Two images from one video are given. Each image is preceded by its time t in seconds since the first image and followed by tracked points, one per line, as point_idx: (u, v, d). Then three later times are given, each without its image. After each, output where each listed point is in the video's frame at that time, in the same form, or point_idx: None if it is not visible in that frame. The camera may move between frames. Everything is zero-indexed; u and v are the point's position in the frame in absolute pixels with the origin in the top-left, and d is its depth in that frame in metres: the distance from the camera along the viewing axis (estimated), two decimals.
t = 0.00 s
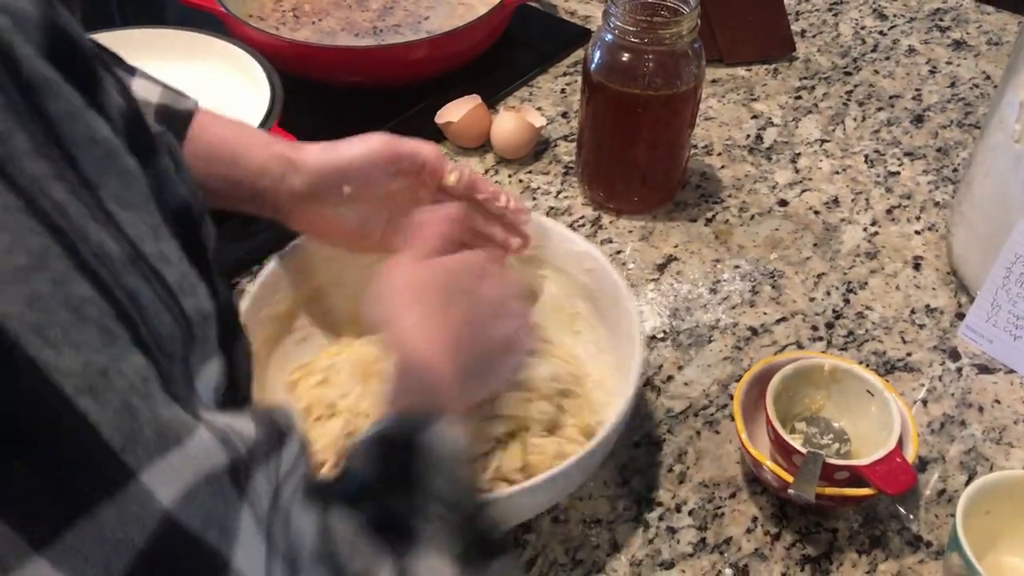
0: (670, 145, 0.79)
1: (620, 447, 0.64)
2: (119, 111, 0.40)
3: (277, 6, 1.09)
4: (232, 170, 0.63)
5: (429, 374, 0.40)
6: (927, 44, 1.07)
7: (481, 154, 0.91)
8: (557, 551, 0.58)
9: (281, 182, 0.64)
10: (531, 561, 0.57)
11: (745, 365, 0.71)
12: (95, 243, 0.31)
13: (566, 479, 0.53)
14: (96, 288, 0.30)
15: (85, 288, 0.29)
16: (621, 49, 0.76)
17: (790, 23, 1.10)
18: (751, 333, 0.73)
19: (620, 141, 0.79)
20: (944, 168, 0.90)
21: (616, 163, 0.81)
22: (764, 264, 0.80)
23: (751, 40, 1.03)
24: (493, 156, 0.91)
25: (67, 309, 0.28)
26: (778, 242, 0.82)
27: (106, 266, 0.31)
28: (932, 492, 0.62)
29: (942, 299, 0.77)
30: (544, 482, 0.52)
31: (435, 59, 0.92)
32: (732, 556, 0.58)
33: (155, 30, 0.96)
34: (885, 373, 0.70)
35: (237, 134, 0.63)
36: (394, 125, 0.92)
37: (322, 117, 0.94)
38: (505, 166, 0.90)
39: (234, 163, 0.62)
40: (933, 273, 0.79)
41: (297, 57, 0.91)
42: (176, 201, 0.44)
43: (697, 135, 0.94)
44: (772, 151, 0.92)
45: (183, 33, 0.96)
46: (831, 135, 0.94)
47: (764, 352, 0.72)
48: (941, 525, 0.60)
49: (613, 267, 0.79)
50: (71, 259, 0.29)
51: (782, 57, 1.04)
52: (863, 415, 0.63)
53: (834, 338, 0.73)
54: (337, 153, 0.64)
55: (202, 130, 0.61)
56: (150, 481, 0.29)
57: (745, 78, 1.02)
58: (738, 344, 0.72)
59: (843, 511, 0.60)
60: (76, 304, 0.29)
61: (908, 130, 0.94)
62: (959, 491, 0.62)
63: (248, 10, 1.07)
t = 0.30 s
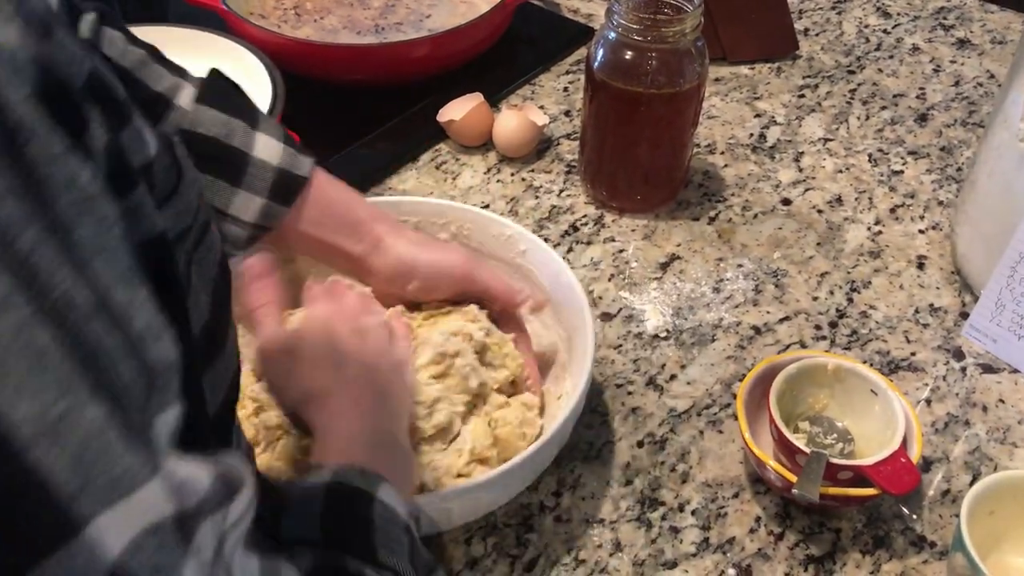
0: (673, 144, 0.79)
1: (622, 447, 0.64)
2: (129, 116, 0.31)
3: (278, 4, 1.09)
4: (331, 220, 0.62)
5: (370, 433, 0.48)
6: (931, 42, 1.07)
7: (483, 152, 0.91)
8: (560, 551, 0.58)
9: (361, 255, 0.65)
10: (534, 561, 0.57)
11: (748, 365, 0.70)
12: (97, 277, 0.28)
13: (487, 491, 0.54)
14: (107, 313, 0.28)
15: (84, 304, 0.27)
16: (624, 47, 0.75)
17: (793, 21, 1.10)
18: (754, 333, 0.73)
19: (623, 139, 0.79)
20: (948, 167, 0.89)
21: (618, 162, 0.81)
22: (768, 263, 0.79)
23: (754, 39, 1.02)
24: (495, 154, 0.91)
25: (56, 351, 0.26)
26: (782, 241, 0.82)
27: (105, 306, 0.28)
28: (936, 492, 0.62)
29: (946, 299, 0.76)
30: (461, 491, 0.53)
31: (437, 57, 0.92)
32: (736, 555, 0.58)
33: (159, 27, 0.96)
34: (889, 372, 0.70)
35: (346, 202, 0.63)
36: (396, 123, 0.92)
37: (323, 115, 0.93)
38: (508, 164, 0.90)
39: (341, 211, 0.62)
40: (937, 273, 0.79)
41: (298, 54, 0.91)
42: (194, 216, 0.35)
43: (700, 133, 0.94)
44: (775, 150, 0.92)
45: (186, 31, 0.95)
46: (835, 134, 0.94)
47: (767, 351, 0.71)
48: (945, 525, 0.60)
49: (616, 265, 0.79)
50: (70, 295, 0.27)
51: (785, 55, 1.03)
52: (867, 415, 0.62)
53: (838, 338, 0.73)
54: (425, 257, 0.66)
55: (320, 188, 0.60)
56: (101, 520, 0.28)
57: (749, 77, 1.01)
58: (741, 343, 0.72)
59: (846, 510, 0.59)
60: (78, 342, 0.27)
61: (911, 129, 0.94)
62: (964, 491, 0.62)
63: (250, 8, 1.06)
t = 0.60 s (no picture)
0: (673, 140, 0.79)
1: (622, 444, 0.64)
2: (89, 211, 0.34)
3: None
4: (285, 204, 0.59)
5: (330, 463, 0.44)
6: (933, 39, 1.07)
7: (483, 148, 0.91)
8: (559, 548, 0.57)
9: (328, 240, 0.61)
10: (533, 558, 0.57)
11: (749, 362, 0.70)
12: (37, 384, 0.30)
13: (483, 488, 0.53)
14: (40, 440, 0.29)
15: (19, 427, 0.28)
16: (625, 43, 0.75)
17: (795, 18, 1.09)
18: (755, 330, 0.73)
19: (623, 135, 0.79)
20: (950, 164, 0.89)
21: (619, 158, 0.81)
22: (768, 260, 0.79)
23: (755, 36, 1.02)
24: (495, 150, 0.91)
25: None
26: (782, 238, 0.81)
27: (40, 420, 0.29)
28: (937, 490, 0.61)
29: (947, 296, 0.76)
30: (454, 489, 0.52)
31: (438, 53, 0.91)
32: (736, 553, 0.57)
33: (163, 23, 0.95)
34: (889, 370, 0.70)
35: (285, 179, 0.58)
36: (396, 118, 0.92)
37: (323, 111, 0.93)
38: (508, 160, 0.90)
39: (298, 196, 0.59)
40: (938, 270, 0.79)
41: (298, 49, 0.90)
42: (174, 277, 0.40)
43: (701, 130, 0.94)
44: (776, 147, 0.91)
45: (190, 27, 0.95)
46: (836, 131, 0.93)
47: (768, 348, 0.71)
48: (945, 523, 0.59)
49: (617, 261, 0.79)
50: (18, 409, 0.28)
51: (787, 52, 1.03)
52: (868, 413, 0.62)
53: (839, 335, 0.72)
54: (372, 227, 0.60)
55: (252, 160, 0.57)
56: None
57: (749, 73, 1.01)
58: (742, 340, 0.72)
59: (847, 508, 0.59)
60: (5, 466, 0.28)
61: (913, 125, 0.94)
62: (965, 489, 0.62)
63: (250, 3, 1.06)
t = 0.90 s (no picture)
0: (674, 134, 0.78)
1: (622, 438, 0.64)
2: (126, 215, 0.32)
3: None
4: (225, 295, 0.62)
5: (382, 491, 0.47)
6: (934, 35, 1.07)
7: (484, 142, 0.91)
8: (559, 541, 0.57)
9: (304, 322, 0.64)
10: (533, 551, 0.57)
11: (749, 356, 0.70)
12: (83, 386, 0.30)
13: (473, 487, 0.53)
14: (88, 438, 0.30)
15: (71, 429, 0.29)
16: (627, 36, 0.75)
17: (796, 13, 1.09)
18: (756, 324, 0.73)
19: (624, 130, 0.78)
20: (951, 160, 0.89)
21: (620, 152, 0.80)
22: (769, 255, 0.79)
23: (757, 31, 1.02)
24: (496, 144, 0.90)
25: (48, 469, 0.29)
26: (783, 233, 0.81)
27: (89, 422, 0.30)
28: (938, 484, 0.61)
29: (949, 292, 0.76)
30: (443, 487, 0.52)
31: (438, 48, 0.91)
32: (736, 547, 0.57)
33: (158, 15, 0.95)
34: (890, 365, 0.70)
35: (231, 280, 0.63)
36: (396, 112, 0.91)
37: (323, 104, 0.93)
38: (509, 154, 0.89)
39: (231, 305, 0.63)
40: (939, 265, 0.78)
41: (298, 42, 0.90)
42: (196, 270, 0.37)
43: (702, 125, 0.94)
44: (777, 142, 0.91)
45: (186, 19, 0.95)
46: (837, 127, 0.93)
47: (769, 343, 0.71)
48: (946, 518, 0.59)
49: (618, 255, 0.79)
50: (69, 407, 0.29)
51: (788, 47, 1.03)
52: (868, 408, 0.62)
53: (839, 330, 0.72)
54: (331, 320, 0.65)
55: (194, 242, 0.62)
56: None
57: (751, 68, 1.01)
58: (742, 334, 0.72)
59: (847, 502, 0.59)
60: (57, 467, 0.29)
61: (914, 121, 0.94)
62: (965, 484, 0.61)
63: None
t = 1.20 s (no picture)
0: (675, 132, 0.78)
1: (622, 436, 0.64)
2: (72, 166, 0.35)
3: None
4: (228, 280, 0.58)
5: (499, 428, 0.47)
6: (936, 35, 1.07)
7: (485, 140, 0.91)
8: (558, 538, 0.57)
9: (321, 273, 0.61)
10: (532, 548, 0.57)
11: (749, 355, 0.70)
12: (59, 314, 0.33)
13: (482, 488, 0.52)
14: (55, 339, 0.32)
15: (36, 331, 0.31)
16: (628, 34, 0.75)
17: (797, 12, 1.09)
18: (756, 323, 0.73)
19: (625, 127, 0.78)
20: (952, 159, 0.89)
21: (620, 150, 0.80)
22: (769, 253, 0.79)
23: (758, 30, 1.02)
24: (497, 142, 0.90)
25: (27, 374, 0.31)
26: (783, 232, 0.81)
27: (59, 337, 0.32)
28: (937, 483, 0.61)
29: (949, 291, 0.76)
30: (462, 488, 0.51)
31: (438, 46, 0.91)
32: (735, 545, 0.57)
33: (158, 13, 0.95)
34: (890, 364, 0.70)
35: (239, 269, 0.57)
36: (397, 110, 0.92)
37: (324, 102, 0.93)
38: (509, 152, 0.89)
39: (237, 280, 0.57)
40: (939, 265, 0.78)
41: (299, 40, 0.90)
42: (159, 251, 0.40)
43: (703, 123, 0.94)
44: (777, 141, 0.91)
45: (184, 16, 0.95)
46: (838, 126, 0.93)
47: (769, 342, 0.71)
48: (945, 516, 0.59)
49: (618, 254, 0.79)
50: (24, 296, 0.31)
51: (789, 46, 1.03)
52: (867, 407, 0.62)
53: (839, 329, 0.72)
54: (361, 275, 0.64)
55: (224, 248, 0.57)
56: (73, 520, 0.32)
57: (752, 67, 1.01)
58: (742, 333, 0.72)
59: (847, 501, 0.59)
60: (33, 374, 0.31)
61: (915, 121, 0.94)
62: (965, 483, 0.62)
63: None
